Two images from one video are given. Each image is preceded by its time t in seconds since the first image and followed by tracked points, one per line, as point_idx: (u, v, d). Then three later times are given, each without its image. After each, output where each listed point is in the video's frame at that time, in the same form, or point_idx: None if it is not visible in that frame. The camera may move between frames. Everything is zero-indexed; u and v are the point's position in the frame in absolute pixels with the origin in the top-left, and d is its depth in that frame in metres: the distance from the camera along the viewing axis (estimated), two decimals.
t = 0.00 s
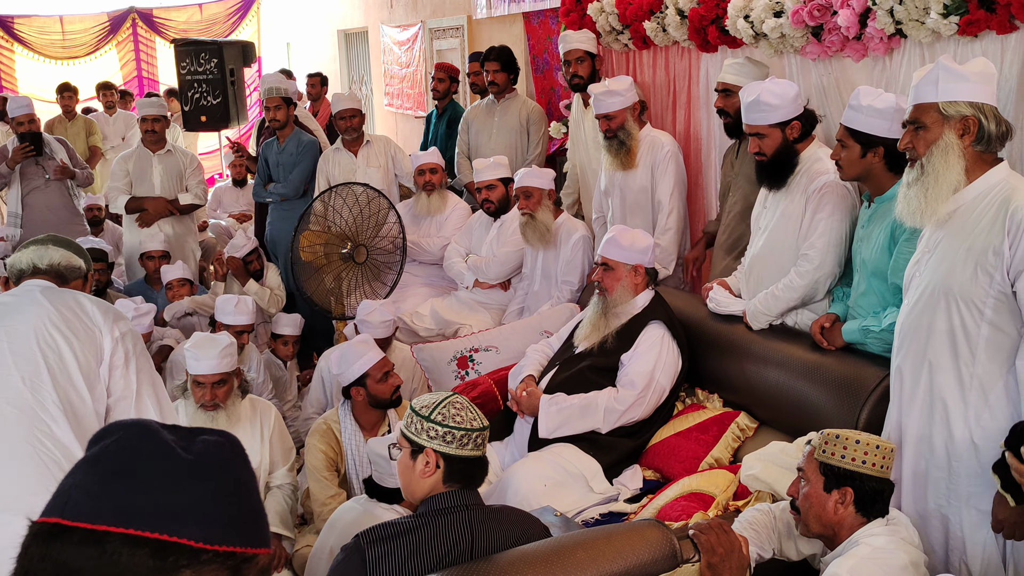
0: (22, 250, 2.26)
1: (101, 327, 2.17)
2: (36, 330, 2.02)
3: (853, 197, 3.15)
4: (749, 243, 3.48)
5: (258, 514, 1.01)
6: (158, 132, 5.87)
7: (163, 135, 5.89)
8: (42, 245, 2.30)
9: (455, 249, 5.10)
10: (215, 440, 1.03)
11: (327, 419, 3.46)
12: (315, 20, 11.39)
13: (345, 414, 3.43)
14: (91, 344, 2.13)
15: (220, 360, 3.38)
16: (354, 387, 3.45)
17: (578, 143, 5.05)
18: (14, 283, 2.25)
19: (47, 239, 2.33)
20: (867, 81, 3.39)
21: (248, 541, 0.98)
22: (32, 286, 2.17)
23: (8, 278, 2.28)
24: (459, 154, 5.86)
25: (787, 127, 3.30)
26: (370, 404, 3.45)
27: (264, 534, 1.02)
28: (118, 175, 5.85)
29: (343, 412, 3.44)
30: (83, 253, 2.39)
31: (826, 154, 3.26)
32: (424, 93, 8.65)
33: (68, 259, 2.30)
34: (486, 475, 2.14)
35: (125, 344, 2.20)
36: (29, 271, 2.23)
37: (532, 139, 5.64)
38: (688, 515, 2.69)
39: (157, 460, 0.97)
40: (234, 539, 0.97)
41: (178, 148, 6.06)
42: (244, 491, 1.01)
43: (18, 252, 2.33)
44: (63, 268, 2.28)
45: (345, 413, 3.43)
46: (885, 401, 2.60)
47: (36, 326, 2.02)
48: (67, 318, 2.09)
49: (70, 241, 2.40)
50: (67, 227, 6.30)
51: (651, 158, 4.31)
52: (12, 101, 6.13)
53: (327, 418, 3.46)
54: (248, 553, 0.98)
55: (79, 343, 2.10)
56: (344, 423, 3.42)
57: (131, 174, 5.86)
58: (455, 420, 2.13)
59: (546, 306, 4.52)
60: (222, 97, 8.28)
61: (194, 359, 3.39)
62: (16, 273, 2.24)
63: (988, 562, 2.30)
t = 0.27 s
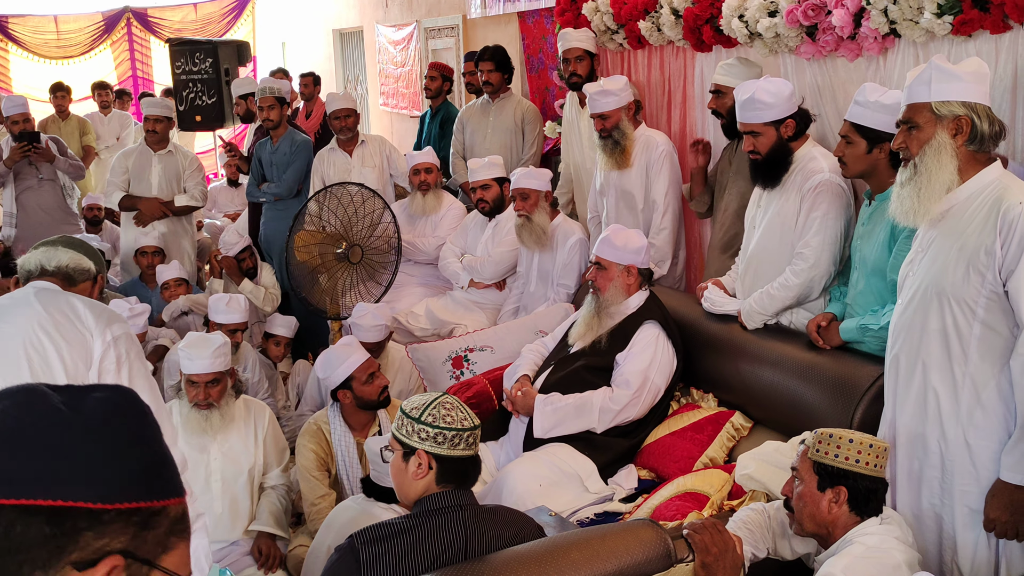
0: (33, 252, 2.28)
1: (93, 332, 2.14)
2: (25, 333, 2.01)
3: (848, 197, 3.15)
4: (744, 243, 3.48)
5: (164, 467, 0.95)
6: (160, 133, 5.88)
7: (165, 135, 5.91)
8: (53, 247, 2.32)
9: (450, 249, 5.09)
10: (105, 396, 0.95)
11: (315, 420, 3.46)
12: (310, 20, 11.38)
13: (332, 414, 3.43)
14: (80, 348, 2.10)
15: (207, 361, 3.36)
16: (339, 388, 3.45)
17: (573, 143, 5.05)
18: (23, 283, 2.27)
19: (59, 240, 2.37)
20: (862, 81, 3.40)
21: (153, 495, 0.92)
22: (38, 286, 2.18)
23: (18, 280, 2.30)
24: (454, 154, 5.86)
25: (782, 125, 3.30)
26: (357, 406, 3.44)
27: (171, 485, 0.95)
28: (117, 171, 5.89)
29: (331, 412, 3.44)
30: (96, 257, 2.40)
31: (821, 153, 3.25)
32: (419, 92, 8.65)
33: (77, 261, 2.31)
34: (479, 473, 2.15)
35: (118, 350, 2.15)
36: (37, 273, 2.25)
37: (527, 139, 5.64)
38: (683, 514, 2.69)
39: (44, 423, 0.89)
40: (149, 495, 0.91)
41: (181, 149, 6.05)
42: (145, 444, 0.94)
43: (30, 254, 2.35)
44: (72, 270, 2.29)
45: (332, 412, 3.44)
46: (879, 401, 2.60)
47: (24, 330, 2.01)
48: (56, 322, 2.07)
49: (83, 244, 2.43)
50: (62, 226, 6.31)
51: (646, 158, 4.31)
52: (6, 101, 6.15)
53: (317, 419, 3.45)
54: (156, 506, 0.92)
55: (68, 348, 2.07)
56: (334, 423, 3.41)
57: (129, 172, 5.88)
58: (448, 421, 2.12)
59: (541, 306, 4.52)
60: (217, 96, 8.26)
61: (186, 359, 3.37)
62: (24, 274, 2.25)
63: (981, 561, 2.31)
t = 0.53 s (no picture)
0: (41, 252, 2.30)
1: (88, 332, 2.11)
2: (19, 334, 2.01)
3: (844, 196, 3.16)
4: (741, 242, 3.49)
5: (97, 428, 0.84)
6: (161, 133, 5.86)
7: (167, 135, 5.91)
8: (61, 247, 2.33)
9: (447, 249, 5.10)
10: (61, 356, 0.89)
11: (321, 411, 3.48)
12: (307, 20, 11.37)
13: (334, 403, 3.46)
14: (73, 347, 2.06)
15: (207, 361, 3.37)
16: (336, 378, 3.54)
17: (571, 143, 5.05)
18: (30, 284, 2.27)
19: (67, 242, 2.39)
20: (858, 81, 3.40)
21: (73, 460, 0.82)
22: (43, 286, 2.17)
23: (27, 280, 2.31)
24: (452, 154, 5.86)
25: (778, 124, 3.30)
26: (354, 397, 3.46)
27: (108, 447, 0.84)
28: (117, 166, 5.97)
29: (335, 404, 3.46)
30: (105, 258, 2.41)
31: (817, 152, 3.26)
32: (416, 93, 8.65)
33: (85, 261, 2.30)
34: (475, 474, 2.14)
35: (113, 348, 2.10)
36: (44, 273, 2.25)
37: (524, 139, 5.64)
38: (680, 513, 2.69)
39: None
40: (74, 459, 0.82)
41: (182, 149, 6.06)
42: (74, 403, 0.84)
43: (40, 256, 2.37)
44: (79, 270, 2.29)
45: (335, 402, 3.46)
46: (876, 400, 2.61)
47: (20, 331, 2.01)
48: (49, 321, 2.04)
49: (92, 246, 2.46)
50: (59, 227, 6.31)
51: (644, 157, 4.31)
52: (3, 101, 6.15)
53: (319, 413, 3.46)
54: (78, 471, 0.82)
55: (62, 348, 2.04)
56: (335, 413, 3.43)
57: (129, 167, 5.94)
58: (442, 421, 2.12)
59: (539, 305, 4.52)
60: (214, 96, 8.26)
61: (183, 357, 3.38)
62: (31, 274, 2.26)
63: (978, 559, 2.32)
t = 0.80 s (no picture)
0: (46, 252, 2.30)
1: (86, 331, 2.08)
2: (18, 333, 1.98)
3: (843, 194, 3.15)
4: (741, 241, 3.49)
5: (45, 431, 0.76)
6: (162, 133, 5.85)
7: (167, 135, 5.90)
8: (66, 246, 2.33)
9: (446, 248, 5.09)
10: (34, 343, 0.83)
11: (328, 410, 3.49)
12: (306, 19, 11.36)
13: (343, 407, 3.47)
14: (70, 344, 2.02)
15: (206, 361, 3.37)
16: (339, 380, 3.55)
17: (570, 142, 5.05)
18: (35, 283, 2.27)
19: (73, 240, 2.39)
20: (858, 80, 3.40)
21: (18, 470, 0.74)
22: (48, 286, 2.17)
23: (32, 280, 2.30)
24: (451, 154, 5.86)
25: (777, 122, 3.29)
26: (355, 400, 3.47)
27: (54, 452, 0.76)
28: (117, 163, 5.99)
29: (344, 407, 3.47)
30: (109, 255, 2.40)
31: (816, 150, 3.26)
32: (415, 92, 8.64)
33: (90, 260, 2.30)
34: (474, 471, 2.15)
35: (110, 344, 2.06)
36: (50, 272, 2.25)
37: (524, 138, 5.63)
38: (679, 512, 2.69)
39: None
40: (17, 469, 0.74)
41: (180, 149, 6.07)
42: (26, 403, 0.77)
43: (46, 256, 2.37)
44: (85, 269, 2.28)
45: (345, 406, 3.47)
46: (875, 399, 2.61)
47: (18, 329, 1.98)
48: (47, 319, 2.02)
49: (97, 245, 2.45)
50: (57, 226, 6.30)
51: (644, 156, 4.31)
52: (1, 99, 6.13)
53: (328, 412, 3.47)
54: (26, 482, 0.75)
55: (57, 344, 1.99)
56: (345, 415, 3.43)
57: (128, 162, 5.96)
58: (439, 420, 2.12)
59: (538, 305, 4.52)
60: (213, 96, 8.24)
61: (183, 357, 3.37)
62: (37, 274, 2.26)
63: (977, 557, 2.31)
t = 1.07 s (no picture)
0: (45, 253, 2.29)
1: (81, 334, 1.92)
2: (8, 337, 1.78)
3: (842, 194, 3.15)
4: (741, 240, 3.49)
5: None
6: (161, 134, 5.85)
7: (165, 135, 5.89)
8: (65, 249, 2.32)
9: (445, 248, 5.09)
10: None
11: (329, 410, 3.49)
12: (305, 19, 11.36)
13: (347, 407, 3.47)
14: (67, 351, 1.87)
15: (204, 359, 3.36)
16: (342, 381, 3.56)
17: (569, 142, 5.05)
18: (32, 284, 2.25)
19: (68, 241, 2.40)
20: (857, 80, 3.41)
21: None
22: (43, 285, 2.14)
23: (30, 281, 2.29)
24: (449, 153, 5.86)
25: (777, 121, 3.29)
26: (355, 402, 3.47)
27: None
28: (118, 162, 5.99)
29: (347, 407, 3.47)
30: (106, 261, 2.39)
31: (815, 150, 3.26)
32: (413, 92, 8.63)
33: (88, 263, 2.29)
34: (472, 472, 2.13)
35: (110, 352, 1.93)
36: (47, 274, 2.24)
37: (522, 138, 5.63)
38: (677, 512, 2.69)
39: None
40: None
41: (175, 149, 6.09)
42: None
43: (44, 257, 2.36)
44: (83, 272, 2.28)
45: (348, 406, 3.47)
46: (874, 398, 2.61)
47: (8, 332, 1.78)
48: (44, 322, 1.84)
49: (96, 250, 2.44)
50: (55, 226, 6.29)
51: (643, 156, 4.31)
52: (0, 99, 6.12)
53: (332, 412, 3.48)
54: None
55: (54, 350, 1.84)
56: (348, 416, 3.44)
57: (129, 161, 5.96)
58: (438, 420, 2.12)
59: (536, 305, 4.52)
60: (212, 96, 8.24)
61: (180, 357, 3.36)
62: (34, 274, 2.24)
63: (975, 556, 2.31)
